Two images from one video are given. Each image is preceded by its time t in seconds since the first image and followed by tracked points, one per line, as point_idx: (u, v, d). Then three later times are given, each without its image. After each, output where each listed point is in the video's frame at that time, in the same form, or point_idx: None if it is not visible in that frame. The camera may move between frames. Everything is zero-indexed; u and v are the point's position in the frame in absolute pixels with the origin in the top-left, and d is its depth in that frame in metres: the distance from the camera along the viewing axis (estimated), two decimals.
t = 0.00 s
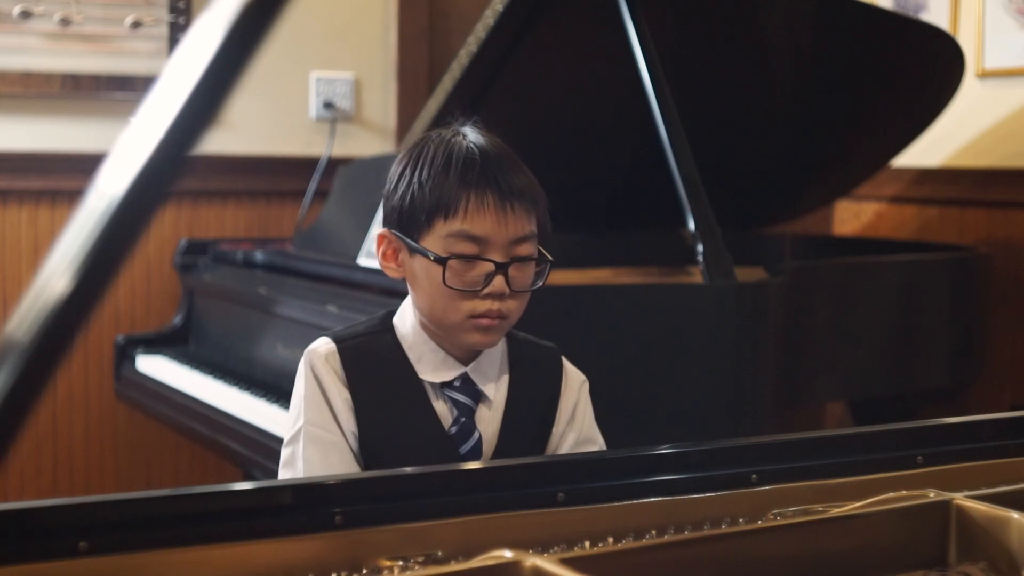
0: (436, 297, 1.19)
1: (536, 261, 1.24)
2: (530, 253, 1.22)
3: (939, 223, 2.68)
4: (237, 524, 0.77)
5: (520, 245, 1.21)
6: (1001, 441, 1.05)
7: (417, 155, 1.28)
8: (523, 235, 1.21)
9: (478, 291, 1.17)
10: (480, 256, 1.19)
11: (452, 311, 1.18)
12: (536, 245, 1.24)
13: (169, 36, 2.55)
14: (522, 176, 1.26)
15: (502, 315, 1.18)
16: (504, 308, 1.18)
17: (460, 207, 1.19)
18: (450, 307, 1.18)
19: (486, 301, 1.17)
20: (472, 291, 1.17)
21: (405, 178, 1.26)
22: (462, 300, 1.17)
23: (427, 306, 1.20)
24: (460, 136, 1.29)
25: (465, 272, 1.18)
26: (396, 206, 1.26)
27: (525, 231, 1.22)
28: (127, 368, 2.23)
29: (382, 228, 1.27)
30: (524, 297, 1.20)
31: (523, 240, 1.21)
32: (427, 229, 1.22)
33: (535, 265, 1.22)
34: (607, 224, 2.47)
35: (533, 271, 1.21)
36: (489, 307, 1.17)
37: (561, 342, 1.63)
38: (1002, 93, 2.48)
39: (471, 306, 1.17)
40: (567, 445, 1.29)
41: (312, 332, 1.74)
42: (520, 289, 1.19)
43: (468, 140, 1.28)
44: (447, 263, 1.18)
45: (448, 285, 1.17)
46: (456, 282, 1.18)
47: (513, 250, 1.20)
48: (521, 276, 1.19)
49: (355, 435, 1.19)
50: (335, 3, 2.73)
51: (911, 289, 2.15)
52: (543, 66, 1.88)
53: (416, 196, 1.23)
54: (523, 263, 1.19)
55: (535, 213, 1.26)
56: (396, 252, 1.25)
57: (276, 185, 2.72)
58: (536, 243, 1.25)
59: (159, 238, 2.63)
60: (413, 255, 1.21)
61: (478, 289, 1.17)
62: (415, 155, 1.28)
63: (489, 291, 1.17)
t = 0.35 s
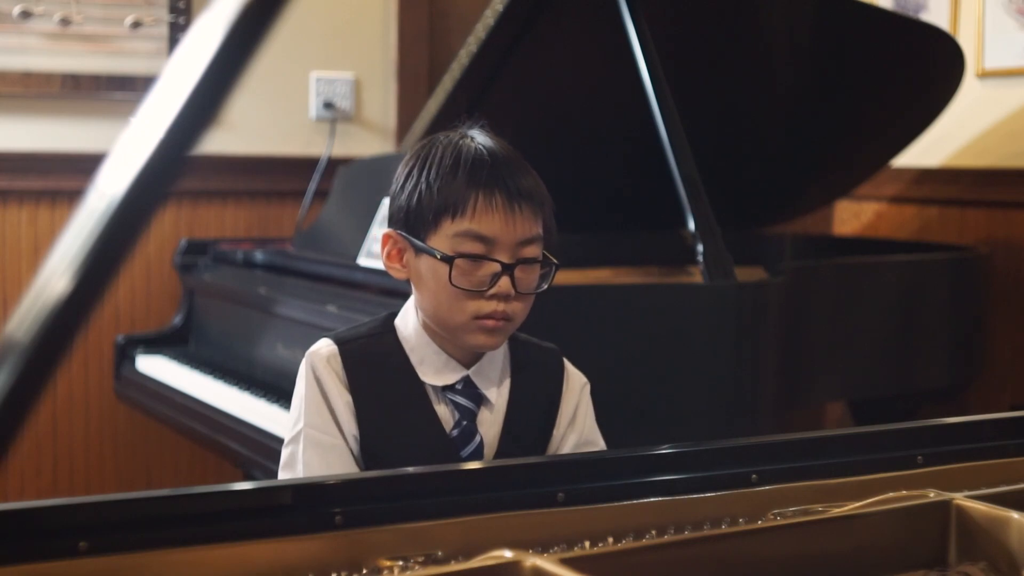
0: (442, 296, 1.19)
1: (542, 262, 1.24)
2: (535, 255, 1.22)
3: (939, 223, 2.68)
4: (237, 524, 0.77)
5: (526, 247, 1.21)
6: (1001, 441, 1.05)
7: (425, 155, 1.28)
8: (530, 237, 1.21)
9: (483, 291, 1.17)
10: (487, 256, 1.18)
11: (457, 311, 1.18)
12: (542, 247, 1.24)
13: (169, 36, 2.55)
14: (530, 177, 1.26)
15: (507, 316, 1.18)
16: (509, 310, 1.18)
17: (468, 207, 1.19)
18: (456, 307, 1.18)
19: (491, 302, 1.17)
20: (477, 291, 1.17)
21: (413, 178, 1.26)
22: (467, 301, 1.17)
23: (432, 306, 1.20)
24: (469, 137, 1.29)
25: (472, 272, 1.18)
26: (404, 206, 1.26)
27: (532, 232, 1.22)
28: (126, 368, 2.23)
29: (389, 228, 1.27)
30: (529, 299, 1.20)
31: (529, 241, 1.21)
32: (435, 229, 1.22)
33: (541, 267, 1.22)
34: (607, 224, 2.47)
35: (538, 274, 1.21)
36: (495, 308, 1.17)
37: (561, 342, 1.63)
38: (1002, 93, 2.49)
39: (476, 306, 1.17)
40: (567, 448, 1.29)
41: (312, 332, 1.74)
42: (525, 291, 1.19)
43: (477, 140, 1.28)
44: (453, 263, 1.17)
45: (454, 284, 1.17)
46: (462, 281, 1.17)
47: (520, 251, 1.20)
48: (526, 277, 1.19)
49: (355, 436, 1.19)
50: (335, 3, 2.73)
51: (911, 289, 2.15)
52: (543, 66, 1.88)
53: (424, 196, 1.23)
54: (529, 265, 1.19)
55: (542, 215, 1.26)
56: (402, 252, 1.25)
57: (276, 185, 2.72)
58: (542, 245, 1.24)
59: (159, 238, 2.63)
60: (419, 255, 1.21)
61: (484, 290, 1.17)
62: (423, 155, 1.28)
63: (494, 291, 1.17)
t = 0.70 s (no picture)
0: (442, 293, 1.19)
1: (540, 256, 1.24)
2: (535, 248, 1.22)
3: (939, 223, 2.68)
4: (237, 524, 0.77)
5: (525, 240, 1.21)
6: (1001, 441, 1.05)
7: (419, 155, 1.28)
8: (528, 230, 1.22)
9: (484, 286, 1.17)
10: (486, 250, 1.19)
11: (459, 308, 1.18)
12: (541, 241, 1.24)
13: (169, 36, 2.55)
14: (525, 172, 1.26)
15: (508, 311, 1.19)
16: (511, 304, 1.19)
17: (466, 202, 1.20)
18: (457, 303, 1.18)
19: (493, 296, 1.17)
20: (478, 286, 1.17)
21: (408, 177, 1.26)
22: (469, 296, 1.18)
23: (433, 304, 1.20)
24: (463, 135, 1.29)
25: (472, 266, 1.18)
26: (400, 206, 1.26)
27: (530, 225, 1.22)
28: (127, 368, 2.23)
29: (386, 229, 1.27)
30: (529, 293, 1.21)
31: (528, 234, 1.21)
32: (433, 226, 1.22)
33: (540, 260, 1.22)
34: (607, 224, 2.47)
35: (538, 267, 1.22)
36: (496, 302, 1.18)
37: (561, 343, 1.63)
38: (1002, 93, 2.49)
39: (477, 301, 1.18)
40: (569, 448, 1.29)
41: (312, 332, 1.74)
42: (525, 284, 1.19)
43: (470, 138, 1.29)
44: (453, 257, 1.18)
45: (455, 279, 1.17)
46: (463, 276, 1.18)
47: (519, 244, 1.20)
48: (526, 271, 1.19)
49: (356, 436, 1.19)
50: (335, 3, 2.73)
51: (911, 289, 2.15)
52: (543, 66, 1.88)
53: (421, 194, 1.23)
54: (528, 258, 1.20)
55: (539, 208, 1.26)
56: (400, 253, 1.25)
57: (276, 185, 2.72)
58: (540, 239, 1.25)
59: (159, 238, 2.63)
60: (418, 254, 1.21)
61: (485, 284, 1.17)
62: (417, 154, 1.28)
63: (495, 285, 1.17)
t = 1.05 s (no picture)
0: (438, 293, 1.19)
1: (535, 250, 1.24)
2: (529, 242, 1.22)
3: (939, 223, 2.68)
4: (237, 524, 0.77)
5: (518, 235, 1.21)
6: (1001, 441, 1.05)
7: (406, 158, 1.28)
8: (520, 224, 1.22)
9: (480, 282, 1.18)
10: (480, 246, 1.19)
11: (456, 306, 1.18)
12: (533, 235, 1.24)
13: (169, 36, 2.55)
14: (513, 168, 1.26)
15: (505, 306, 1.19)
16: (508, 299, 1.19)
17: (456, 200, 1.20)
18: (454, 302, 1.18)
19: (489, 292, 1.18)
20: (474, 283, 1.18)
21: (396, 180, 1.26)
22: (465, 294, 1.18)
23: (429, 305, 1.20)
24: (449, 135, 1.30)
25: (466, 263, 1.18)
26: (390, 210, 1.26)
27: (523, 219, 1.22)
28: (127, 369, 2.23)
29: (377, 234, 1.27)
30: (525, 288, 1.21)
31: (521, 228, 1.21)
32: (425, 226, 1.22)
33: (534, 254, 1.22)
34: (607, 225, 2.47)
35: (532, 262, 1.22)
36: (493, 298, 1.18)
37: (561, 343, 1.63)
38: (1001, 93, 2.49)
39: (474, 298, 1.18)
40: (568, 445, 1.29)
41: (312, 332, 1.74)
42: (521, 279, 1.20)
43: (456, 138, 1.29)
44: (447, 255, 1.18)
45: (450, 277, 1.18)
46: (458, 274, 1.18)
47: (513, 238, 1.20)
48: (521, 265, 1.20)
49: (355, 437, 1.19)
50: (334, 4, 2.73)
51: (911, 289, 2.15)
52: (543, 66, 1.88)
53: (411, 195, 1.23)
54: (523, 252, 1.20)
55: (530, 203, 1.26)
56: (393, 256, 1.25)
57: (276, 185, 2.72)
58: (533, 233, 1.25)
59: (159, 238, 2.63)
60: (411, 255, 1.21)
61: (480, 281, 1.18)
62: (404, 158, 1.29)
63: (491, 281, 1.18)
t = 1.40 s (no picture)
0: (424, 291, 1.19)
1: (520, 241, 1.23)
2: (512, 234, 1.22)
3: (939, 223, 2.68)
4: (237, 524, 0.77)
5: (502, 227, 1.21)
6: (1002, 441, 1.05)
7: (383, 159, 1.28)
8: (503, 217, 1.21)
9: (466, 277, 1.18)
10: (463, 241, 1.19)
11: (443, 303, 1.19)
12: (517, 226, 1.24)
13: (169, 36, 2.55)
14: (491, 161, 1.26)
15: (494, 299, 1.19)
16: (495, 292, 1.19)
17: (436, 197, 1.20)
18: (441, 299, 1.18)
19: (476, 287, 1.18)
20: (460, 279, 1.18)
21: (375, 181, 1.26)
22: (451, 290, 1.18)
23: (416, 304, 1.20)
24: (425, 133, 1.30)
25: (450, 260, 1.18)
26: (371, 212, 1.26)
27: (505, 211, 1.22)
28: (126, 368, 2.23)
29: (361, 237, 1.27)
30: (513, 279, 1.21)
31: (504, 221, 1.21)
32: (407, 225, 1.22)
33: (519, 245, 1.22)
34: (606, 225, 2.47)
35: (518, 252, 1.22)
36: (480, 293, 1.18)
37: (560, 342, 1.63)
38: (1001, 93, 2.49)
39: (461, 294, 1.18)
40: (562, 439, 1.29)
41: (311, 332, 1.74)
42: (508, 271, 1.20)
43: (432, 135, 1.29)
44: (430, 253, 1.18)
45: (435, 275, 1.18)
46: (443, 270, 1.18)
47: (496, 231, 1.20)
48: (506, 258, 1.19)
49: (351, 436, 1.19)
50: (334, 4, 2.73)
51: (911, 289, 2.15)
52: (543, 66, 1.88)
53: (391, 196, 1.23)
54: (507, 244, 1.20)
55: (510, 195, 1.26)
56: (378, 258, 1.25)
57: (276, 185, 2.73)
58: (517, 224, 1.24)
59: (159, 238, 2.63)
60: (396, 255, 1.21)
61: (466, 276, 1.18)
62: (381, 159, 1.28)
63: (477, 276, 1.18)
